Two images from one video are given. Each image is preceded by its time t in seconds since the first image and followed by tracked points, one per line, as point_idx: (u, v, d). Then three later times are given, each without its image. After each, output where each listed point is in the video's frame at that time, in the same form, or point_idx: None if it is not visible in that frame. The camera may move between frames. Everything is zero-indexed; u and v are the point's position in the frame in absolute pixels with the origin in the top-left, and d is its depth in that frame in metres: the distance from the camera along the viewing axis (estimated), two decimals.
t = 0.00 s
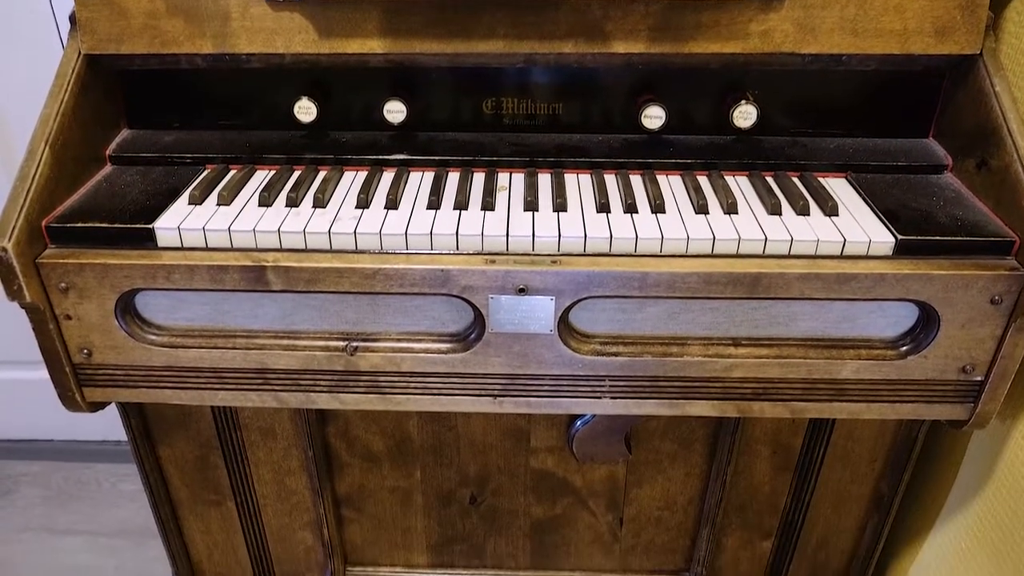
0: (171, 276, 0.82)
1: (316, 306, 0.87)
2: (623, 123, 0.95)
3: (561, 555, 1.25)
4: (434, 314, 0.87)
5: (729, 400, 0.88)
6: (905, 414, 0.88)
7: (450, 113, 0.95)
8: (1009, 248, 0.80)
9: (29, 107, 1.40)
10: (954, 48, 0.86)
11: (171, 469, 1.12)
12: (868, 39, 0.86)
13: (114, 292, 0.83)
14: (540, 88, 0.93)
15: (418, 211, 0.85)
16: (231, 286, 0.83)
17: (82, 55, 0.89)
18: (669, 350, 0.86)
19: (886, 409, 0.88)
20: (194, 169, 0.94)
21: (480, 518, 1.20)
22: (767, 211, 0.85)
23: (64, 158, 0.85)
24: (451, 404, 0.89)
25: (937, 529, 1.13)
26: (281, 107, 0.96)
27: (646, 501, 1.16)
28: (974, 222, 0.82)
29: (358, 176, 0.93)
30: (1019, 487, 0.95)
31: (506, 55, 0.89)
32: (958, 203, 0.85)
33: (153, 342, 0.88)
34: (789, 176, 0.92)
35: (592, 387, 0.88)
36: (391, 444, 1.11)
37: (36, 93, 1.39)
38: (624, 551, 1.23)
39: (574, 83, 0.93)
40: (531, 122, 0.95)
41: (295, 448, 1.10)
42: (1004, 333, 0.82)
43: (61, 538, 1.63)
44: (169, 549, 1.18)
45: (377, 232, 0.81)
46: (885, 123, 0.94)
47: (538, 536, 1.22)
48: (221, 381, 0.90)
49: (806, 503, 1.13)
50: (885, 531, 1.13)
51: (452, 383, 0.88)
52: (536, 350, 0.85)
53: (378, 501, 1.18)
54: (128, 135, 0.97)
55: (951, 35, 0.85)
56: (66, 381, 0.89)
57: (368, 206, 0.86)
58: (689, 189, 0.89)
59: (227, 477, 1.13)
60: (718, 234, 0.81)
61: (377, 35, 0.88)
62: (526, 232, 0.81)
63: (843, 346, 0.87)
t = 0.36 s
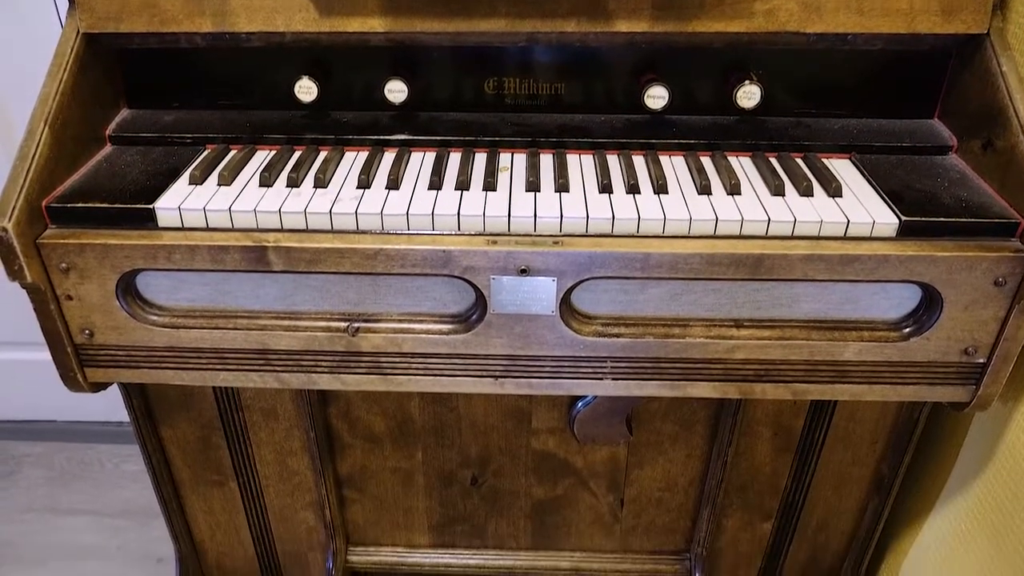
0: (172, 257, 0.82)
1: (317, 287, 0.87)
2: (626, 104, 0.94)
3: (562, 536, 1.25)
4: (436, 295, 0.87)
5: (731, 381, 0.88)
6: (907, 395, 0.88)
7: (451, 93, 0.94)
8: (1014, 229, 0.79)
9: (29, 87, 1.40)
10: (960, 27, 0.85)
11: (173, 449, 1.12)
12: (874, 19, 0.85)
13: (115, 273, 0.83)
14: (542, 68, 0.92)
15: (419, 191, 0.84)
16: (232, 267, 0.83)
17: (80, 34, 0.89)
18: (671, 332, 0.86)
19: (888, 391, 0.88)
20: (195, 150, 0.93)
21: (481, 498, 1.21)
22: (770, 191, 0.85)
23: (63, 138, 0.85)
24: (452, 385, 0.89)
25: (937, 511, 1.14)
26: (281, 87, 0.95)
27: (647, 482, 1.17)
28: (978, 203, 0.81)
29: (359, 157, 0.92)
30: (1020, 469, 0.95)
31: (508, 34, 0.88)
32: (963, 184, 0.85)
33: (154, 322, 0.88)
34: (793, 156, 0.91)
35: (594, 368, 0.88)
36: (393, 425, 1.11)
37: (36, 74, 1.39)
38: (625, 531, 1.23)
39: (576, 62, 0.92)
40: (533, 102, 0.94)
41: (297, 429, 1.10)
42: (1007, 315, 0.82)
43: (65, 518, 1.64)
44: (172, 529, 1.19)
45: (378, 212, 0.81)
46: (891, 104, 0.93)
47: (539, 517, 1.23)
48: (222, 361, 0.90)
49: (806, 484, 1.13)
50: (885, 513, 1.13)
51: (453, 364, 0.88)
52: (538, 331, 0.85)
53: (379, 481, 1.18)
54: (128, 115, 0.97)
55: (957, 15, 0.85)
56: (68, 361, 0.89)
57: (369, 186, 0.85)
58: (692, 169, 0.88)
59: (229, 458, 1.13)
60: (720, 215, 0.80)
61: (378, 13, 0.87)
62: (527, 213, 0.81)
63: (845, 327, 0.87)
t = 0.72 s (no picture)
0: (173, 237, 0.82)
1: (319, 267, 0.87)
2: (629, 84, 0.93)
3: (563, 516, 1.26)
4: (437, 276, 0.87)
5: (732, 363, 0.88)
6: (908, 377, 0.88)
7: (453, 72, 0.94)
8: (1018, 210, 0.79)
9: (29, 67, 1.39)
10: (966, 6, 0.84)
11: (176, 429, 1.13)
12: None
13: (116, 253, 0.83)
14: (545, 47, 0.91)
15: (421, 171, 0.84)
16: (233, 247, 0.82)
17: (79, 11, 0.88)
18: (674, 313, 0.86)
19: (890, 373, 0.88)
20: (195, 129, 0.93)
21: (482, 479, 1.21)
22: (773, 172, 0.84)
23: (63, 118, 0.84)
24: (454, 366, 0.89)
25: (937, 492, 1.14)
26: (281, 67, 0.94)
27: (648, 463, 1.17)
28: (982, 185, 0.81)
29: (360, 137, 0.92)
30: (1020, 451, 0.95)
31: (510, 13, 0.87)
32: (967, 165, 0.84)
33: (155, 303, 0.88)
34: (797, 137, 0.91)
35: (595, 349, 0.88)
36: (394, 406, 1.11)
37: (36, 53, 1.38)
38: (625, 512, 1.24)
39: (579, 42, 0.91)
40: (535, 82, 0.94)
41: (298, 410, 1.11)
42: (1010, 297, 0.82)
43: (68, 498, 1.65)
44: (175, 509, 1.20)
45: (379, 192, 0.80)
46: (897, 84, 0.92)
47: (541, 498, 1.23)
48: (224, 342, 0.90)
49: (807, 466, 1.13)
50: (886, 494, 1.13)
51: (454, 345, 0.88)
52: (539, 312, 0.85)
53: (381, 462, 1.19)
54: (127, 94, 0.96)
55: None
56: (70, 342, 0.89)
57: (371, 166, 0.85)
58: (695, 150, 0.88)
59: (231, 438, 1.14)
60: (723, 196, 0.80)
61: None
62: (529, 193, 0.80)
63: (848, 309, 0.86)
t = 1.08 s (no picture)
0: (173, 218, 0.82)
1: (320, 248, 0.86)
2: (632, 64, 0.92)
3: (564, 497, 1.26)
4: (438, 257, 0.86)
5: (735, 344, 0.88)
6: (911, 359, 0.88)
7: (454, 52, 0.93)
8: None
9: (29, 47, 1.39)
10: None
11: (178, 410, 1.13)
12: None
13: (116, 234, 0.83)
14: (547, 26, 0.91)
15: (422, 151, 0.83)
16: (233, 228, 0.82)
17: None
18: (676, 294, 0.86)
19: (892, 354, 0.88)
20: (195, 110, 0.92)
21: (484, 460, 1.21)
22: (777, 152, 0.83)
23: (61, 97, 0.84)
24: (455, 347, 0.89)
25: (937, 473, 1.14)
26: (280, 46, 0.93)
27: (649, 445, 1.17)
28: (988, 165, 0.80)
29: (361, 117, 0.91)
30: (1022, 432, 0.95)
31: None
32: (973, 145, 0.84)
33: (156, 284, 0.88)
34: (801, 117, 0.90)
35: (597, 330, 0.87)
36: (396, 387, 1.11)
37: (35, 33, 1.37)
38: (626, 493, 1.24)
39: (581, 20, 0.90)
40: (537, 62, 0.93)
41: (299, 391, 1.11)
42: (1014, 278, 0.81)
43: (72, 479, 1.65)
44: (178, 490, 1.20)
45: (381, 172, 0.80)
46: (902, 64, 0.91)
47: (542, 479, 1.24)
48: (225, 323, 0.89)
49: (808, 447, 1.14)
50: (886, 475, 1.14)
51: (456, 326, 0.88)
52: (541, 293, 0.85)
53: (383, 443, 1.19)
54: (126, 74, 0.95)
55: None
56: (71, 323, 0.89)
57: (372, 146, 0.84)
58: (698, 130, 0.87)
59: (233, 419, 1.14)
60: (726, 175, 0.80)
61: None
62: (531, 173, 0.80)
63: (851, 291, 0.86)
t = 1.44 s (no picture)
0: (174, 201, 0.81)
1: (321, 232, 0.86)
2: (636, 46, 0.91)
3: (565, 481, 1.26)
4: (440, 240, 0.86)
5: (737, 328, 0.88)
6: (913, 343, 0.88)
7: (456, 34, 0.91)
8: None
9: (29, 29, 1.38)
10: None
11: (180, 394, 1.13)
12: None
13: (116, 217, 0.82)
14: (550, 8, 0.90)
15: (424, 134, 0.83)
16: (234, 211, 0.82)
17: None
18: (678, 278, 0.86)
19: (894, 338, 0.88)
20: (195, 92, 0.92)
21: (485, 444, 1.21)
22: (781, 135, 0.83)
23: (60, 80, 0.83)
24: (457, 331, 0.89)
25: (938, 457, 1.14)
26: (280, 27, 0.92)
27: (650, 429, 1.17)
28: (992, 148, 0.80)
29: (362, 99, 0.91)
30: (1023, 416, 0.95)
31: None
32: (978, 129, 0.83)
33: (157, 268, 0.87)
34: (804, 100, 0.90)
35: (599, 314, 0.87)
36: (397, 370, 1.11)
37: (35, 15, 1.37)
38: (627, 477, 1.25)
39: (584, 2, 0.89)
40: (540, 44, 0.92)
41: (301, 374, 1.11)
42: (1018, 262, 0.81)
43: (74, 462, 1.66)
44: (180, 474, 1.20)
45: (382, 155, 0.80)
46: (909, 46, 0.90)
47: (544, 463, 1.24)
48: (226, 307, 0.89)
49: (810, 431, 1.14)
50: (887, 459, 1.14)
51: (458, 310, 0.88)
52: (543, 277, 0.84)
53: (385, 427, 1.19)
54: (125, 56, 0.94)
55: None
56: (73, 307, 0.89)
57: (373, 129, 0.84)
58: (701, 113, 0.87)
59: (236, 404, 1.14)
60: (730, 159, 0.79)
61: None
62: (533, 156, 0.79)
63: (854, 275, 0.86)
